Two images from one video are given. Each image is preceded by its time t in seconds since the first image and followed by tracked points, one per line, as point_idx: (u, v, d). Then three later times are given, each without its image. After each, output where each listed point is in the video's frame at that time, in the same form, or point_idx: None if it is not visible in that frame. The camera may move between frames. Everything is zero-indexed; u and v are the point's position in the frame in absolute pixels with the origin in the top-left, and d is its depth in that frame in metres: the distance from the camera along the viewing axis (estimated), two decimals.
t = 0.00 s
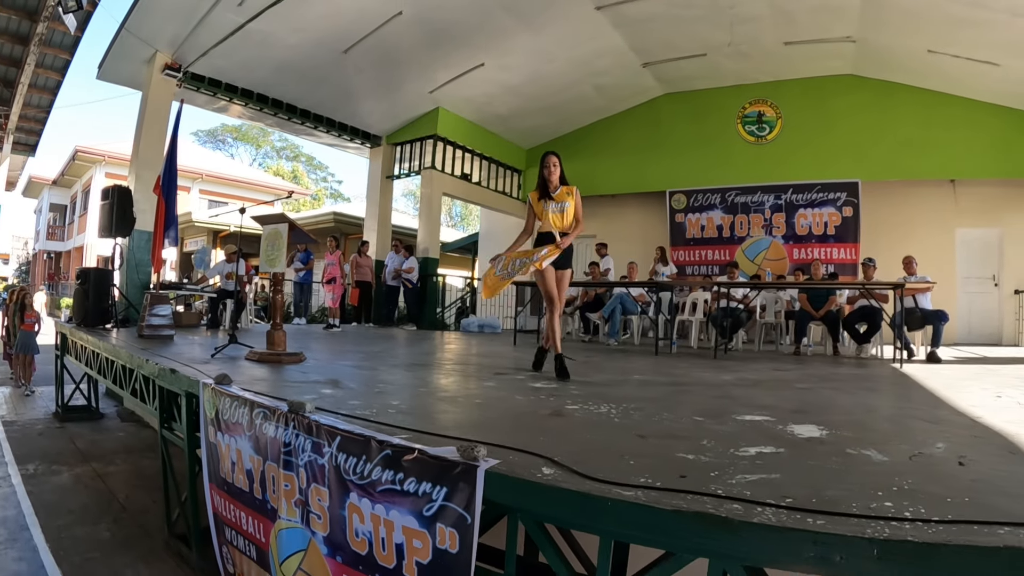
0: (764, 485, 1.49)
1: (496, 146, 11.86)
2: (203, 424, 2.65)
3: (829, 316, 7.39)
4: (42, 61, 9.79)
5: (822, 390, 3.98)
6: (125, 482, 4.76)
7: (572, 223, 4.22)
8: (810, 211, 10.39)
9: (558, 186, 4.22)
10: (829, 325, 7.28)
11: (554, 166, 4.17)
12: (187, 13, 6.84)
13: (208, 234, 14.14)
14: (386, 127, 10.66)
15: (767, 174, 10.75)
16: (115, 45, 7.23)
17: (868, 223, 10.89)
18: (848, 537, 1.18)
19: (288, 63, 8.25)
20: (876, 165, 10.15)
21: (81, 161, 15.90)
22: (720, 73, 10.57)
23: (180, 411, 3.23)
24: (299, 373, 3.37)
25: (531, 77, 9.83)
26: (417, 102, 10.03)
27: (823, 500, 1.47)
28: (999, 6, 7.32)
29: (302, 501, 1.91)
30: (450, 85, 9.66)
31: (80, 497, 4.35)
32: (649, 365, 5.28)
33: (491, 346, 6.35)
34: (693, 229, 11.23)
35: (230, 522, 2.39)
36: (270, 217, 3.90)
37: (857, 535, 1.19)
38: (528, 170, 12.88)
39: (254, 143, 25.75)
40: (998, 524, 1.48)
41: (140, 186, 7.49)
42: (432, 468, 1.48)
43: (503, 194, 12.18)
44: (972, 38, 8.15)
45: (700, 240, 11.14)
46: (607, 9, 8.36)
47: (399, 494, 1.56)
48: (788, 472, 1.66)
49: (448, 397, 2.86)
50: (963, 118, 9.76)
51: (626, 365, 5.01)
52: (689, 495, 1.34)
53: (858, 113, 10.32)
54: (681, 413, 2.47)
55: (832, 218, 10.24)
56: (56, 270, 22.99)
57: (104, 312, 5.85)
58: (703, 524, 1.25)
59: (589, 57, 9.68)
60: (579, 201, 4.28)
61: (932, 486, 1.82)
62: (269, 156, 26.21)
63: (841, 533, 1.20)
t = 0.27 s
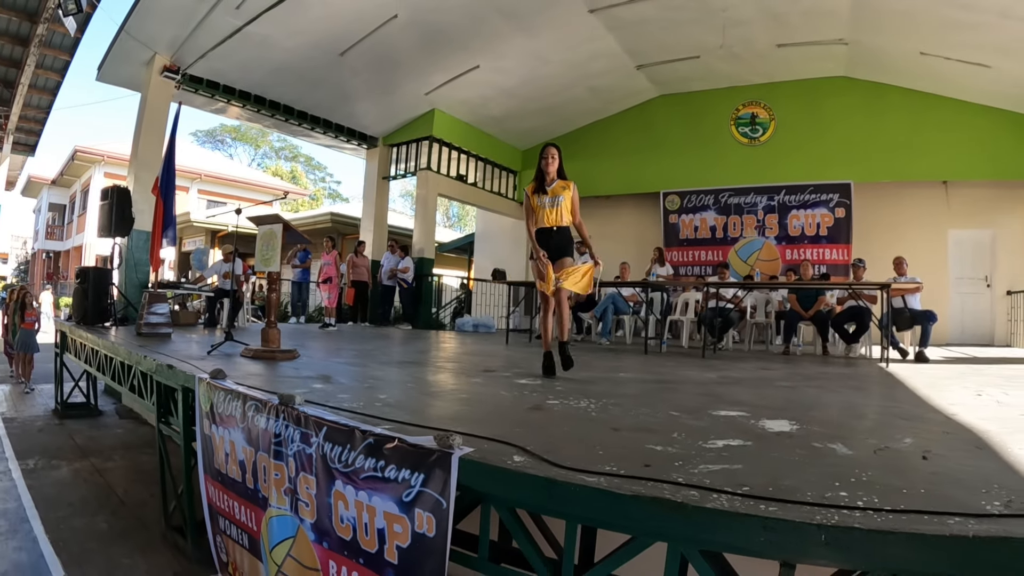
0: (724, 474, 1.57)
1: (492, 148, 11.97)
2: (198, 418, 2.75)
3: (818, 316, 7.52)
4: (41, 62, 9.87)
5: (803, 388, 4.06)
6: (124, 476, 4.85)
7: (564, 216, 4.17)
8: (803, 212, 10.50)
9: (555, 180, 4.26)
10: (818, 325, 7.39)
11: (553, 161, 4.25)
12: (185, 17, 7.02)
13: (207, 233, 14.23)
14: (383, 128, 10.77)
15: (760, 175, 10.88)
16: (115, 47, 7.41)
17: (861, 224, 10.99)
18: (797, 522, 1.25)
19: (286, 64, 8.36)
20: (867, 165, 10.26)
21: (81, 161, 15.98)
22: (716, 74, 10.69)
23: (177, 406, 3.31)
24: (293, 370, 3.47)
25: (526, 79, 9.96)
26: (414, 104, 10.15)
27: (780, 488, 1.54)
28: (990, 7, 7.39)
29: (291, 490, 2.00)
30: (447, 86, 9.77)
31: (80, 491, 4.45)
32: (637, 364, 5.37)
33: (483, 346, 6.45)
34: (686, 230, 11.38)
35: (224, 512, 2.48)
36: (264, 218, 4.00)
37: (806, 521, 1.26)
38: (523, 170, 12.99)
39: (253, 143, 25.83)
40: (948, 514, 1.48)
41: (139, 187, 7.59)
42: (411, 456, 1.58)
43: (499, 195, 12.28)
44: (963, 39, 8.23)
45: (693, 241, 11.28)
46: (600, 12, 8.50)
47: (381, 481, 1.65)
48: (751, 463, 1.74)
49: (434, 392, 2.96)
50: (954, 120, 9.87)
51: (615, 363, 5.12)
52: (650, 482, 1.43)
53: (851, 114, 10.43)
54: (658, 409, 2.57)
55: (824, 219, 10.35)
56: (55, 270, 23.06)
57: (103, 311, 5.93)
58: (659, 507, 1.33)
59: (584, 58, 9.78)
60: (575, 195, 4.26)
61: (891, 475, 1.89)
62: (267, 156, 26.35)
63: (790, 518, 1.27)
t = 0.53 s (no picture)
0: (684, 478, 1.65)
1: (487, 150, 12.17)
2: (190, 418, 2.82)
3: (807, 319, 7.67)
4: (40, 64, 9.93)
5: (784, 392, 4.15)
6: (120, 474, 4.93)
7: (548, 218, 4.13)
8: (795, 215, 10.60)
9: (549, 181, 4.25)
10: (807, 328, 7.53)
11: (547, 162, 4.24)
12: (181, 21, 7.11)
13: (203, 234, 14.32)
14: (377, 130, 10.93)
15: (752, 178, 11.00)
16: (111, 50, 7.45)
17: (852, 226, 11.09)
18: (746, 526, 1.34)
19: (282, 67, 8.46)
20: (858, 168, 10.35)
21: (78, 161, 16.04)
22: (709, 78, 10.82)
23: (170, 406, 3.38)
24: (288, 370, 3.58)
25: (520, 82, 10.09)
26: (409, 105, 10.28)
27: (738, 492, 1.62)
28: (981, 12, 7.46)
29: (277, 488, 2.09)
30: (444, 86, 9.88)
31: (76, 489, 4.53)
32: (625, 366, 5.46)
33: (474, 348, 6.55)
34: (679, 233, 11.45)
35: (214, 509, 2.56)
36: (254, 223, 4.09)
37: (756, 525, 1.33)
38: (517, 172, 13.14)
39: (251, 143, 25.90)
40: (900, 520, 1.51)
41: (136, 189, 7.72)
42: (387, 455, 1.66)
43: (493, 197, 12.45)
44: (954, 43, 8.31)
45: (686, 243, 11.37)
46: (592, 16, 8.64)
47: (360, 480, 1.74)
48: (713, 466, 1.83)
49: (420, 394, 3.05)
50: (945, 124, 9.97)
51: (602, 365, 5.22)
52: (610, 484, 1.51)
53: (842, 118, 10.54)
54: (634, 412, 2.66)
55: (816, 222, 10.44)
56: (53, 269, 23.11)
57: (100, 312, 6.01)
58: (618, 507, 1.41)
59: (579, 59, 9.88)
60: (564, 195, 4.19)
61: (852, 478, 1.97)
62: (265, 156, 26.47)
63: (740, 522, 1.35)
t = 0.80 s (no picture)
0: (646, 476, 1.70)
1: (480, 153, 12.36)
2: (174, 414, 2.87)
3: (793, 321, 7.84)
4: (32, 63, 9.95)
5: (764, 393, 4.21)
6: (109, 472, 4.96)
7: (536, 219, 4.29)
8: (784, 216, 10.69)
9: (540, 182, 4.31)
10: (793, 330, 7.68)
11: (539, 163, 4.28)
12: (171, 22, 7.15)
13: (195, 233, 14.35)
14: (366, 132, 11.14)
15: (741, 180, 11.11)
16: (103, 50, 7.54)
17: (840, 228, 11.20)
18: (698, 524, 1.37)
19: (275, 67, 8.52)
20: (847, 170, 10.45)
21: (71, 160, 16.03)
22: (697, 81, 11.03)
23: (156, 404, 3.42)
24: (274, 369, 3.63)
25: (510, 83, 10.23)
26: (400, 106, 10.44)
27: (700, 490, 1.66)
28: (969, 15, 7.52)
29: (255, 483, 2.14)
30: (438, 85, 9.93)
31: (65, 485, 4.56)
32: (610, 367, 5.53)
33: (462, 349, 6.63)
34: (668, 234, 11.60)
35: (196, 505, 2.61)
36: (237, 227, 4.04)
37: (708, 523, 1.38)
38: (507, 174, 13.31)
39: (245, 143, 25.92)
40: (858, 520, 1.55)
41: (125, 189, 7.81)
42: (358, 451, 1.71)
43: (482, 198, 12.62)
44: (942, 46, 8.39)
45: (675, 244, 11.51)
46: (581, 18, 8.78)
47: (332, 475, 1.79)
48: (677, 466, 1.87)
49: (401, 394, 3.10)
50: (932, 127, 10.09)
51: (586, 366, 5.29)
52: (571, 481, 1.56)
53: (831, 121, 10.64)
54: (607, 411, 2.73)
55: (805, 224, 10.54)
56: (45, 268, 23.04)
57: (90, 310, 6.04)
58: (575, 503, 1.47)
59: (571, 59, 9.95)
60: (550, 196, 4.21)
61: (816, 476, 2.03)
62: (258, 156, 26.49)
63: (693, 520, 1.39)
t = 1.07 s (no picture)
0: (616, 474, 1.72)
1: (467, 153, 12.52)
2: (155, 413, 2.88)
3: (777, 321, 7.99)
4: (20, 61, 9.90)
5: (744, 393, 4.27)
6: (93, 470, 4.94)
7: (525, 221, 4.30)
8: (769, 218, 10.78)
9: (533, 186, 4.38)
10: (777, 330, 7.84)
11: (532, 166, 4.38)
12: (158, 21, 7.15)
13: (182, 233, 14.31)
14: (353, 132, 11.24)
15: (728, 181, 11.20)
16: (90, 48, 7.53)
17: (826, 230, 11.32)
18: (664, 522, 1.40)
19: (264, 66, 8.53)
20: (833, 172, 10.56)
21: (59, 158, 15.93)
22: (684, 83, 11.17)
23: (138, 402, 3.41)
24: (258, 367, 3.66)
25: (499, 84, 10.39)
26: (387, 108, 10.57)
27: (669, 488, 1.68)
28: (955, 18, 7.62)
29: (233, 480, 2.16)
30: (427, 84, 9.98)
31: (49, 483, 4.54)
32: (594, 368, 5.58)
33: (448, 349, 6.69)
34: (654, 234, 11.70)
35: (177, 503, 2.62)
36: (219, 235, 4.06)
37: (674, 521, 1.40)
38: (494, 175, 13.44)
39: (234, 142, 25.87)
40: (827, 520, 1.58)
41: (111, 187, 7.79)
42: (331, 448, 1.74)
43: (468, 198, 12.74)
44: (929, 49, 8.49)
45: (662, 245, 11.60)
46: (569, 19, 8.89)
47: (306, 472, 1.81)
48: (647, 463, 1.90)
49: (382, 393, 3.12)
50: (917, 129, 10.22)
51: (570, 366, 5.34)
52: (539, 479, 1.59)
53: (818, 124, 10.75)
54: (584, 410, 2.77)
55: (791, 225, 10.64)
56: (32, 268, 22.84)
57: (75, 309, 6.03)
58: (541, 501, 1.49)
59: (561, 59, 10.03)
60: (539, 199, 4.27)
61: (789, 475, 2.07)
62: (247, 156, 26.43)
63: (659, 517, 1.41)
